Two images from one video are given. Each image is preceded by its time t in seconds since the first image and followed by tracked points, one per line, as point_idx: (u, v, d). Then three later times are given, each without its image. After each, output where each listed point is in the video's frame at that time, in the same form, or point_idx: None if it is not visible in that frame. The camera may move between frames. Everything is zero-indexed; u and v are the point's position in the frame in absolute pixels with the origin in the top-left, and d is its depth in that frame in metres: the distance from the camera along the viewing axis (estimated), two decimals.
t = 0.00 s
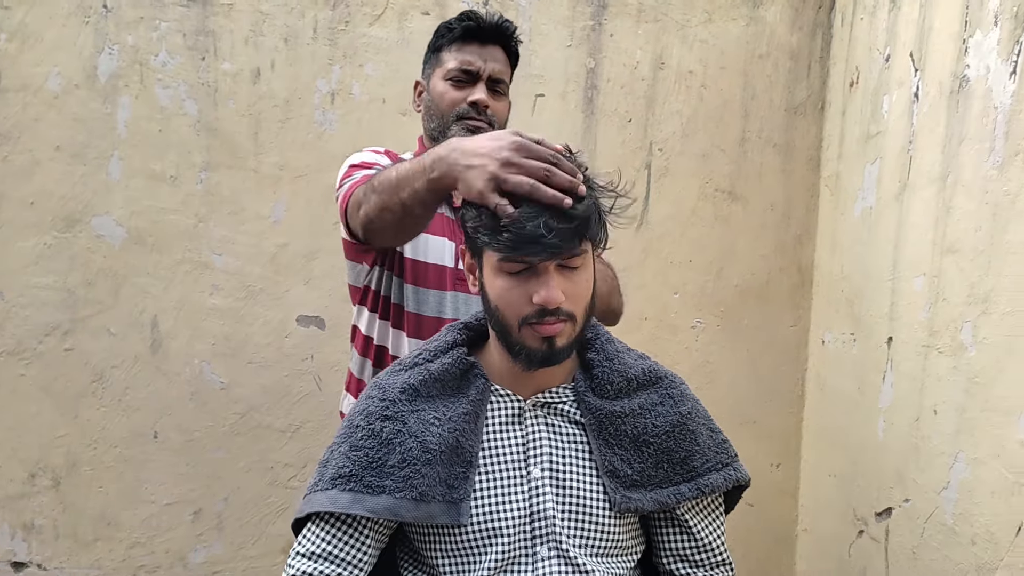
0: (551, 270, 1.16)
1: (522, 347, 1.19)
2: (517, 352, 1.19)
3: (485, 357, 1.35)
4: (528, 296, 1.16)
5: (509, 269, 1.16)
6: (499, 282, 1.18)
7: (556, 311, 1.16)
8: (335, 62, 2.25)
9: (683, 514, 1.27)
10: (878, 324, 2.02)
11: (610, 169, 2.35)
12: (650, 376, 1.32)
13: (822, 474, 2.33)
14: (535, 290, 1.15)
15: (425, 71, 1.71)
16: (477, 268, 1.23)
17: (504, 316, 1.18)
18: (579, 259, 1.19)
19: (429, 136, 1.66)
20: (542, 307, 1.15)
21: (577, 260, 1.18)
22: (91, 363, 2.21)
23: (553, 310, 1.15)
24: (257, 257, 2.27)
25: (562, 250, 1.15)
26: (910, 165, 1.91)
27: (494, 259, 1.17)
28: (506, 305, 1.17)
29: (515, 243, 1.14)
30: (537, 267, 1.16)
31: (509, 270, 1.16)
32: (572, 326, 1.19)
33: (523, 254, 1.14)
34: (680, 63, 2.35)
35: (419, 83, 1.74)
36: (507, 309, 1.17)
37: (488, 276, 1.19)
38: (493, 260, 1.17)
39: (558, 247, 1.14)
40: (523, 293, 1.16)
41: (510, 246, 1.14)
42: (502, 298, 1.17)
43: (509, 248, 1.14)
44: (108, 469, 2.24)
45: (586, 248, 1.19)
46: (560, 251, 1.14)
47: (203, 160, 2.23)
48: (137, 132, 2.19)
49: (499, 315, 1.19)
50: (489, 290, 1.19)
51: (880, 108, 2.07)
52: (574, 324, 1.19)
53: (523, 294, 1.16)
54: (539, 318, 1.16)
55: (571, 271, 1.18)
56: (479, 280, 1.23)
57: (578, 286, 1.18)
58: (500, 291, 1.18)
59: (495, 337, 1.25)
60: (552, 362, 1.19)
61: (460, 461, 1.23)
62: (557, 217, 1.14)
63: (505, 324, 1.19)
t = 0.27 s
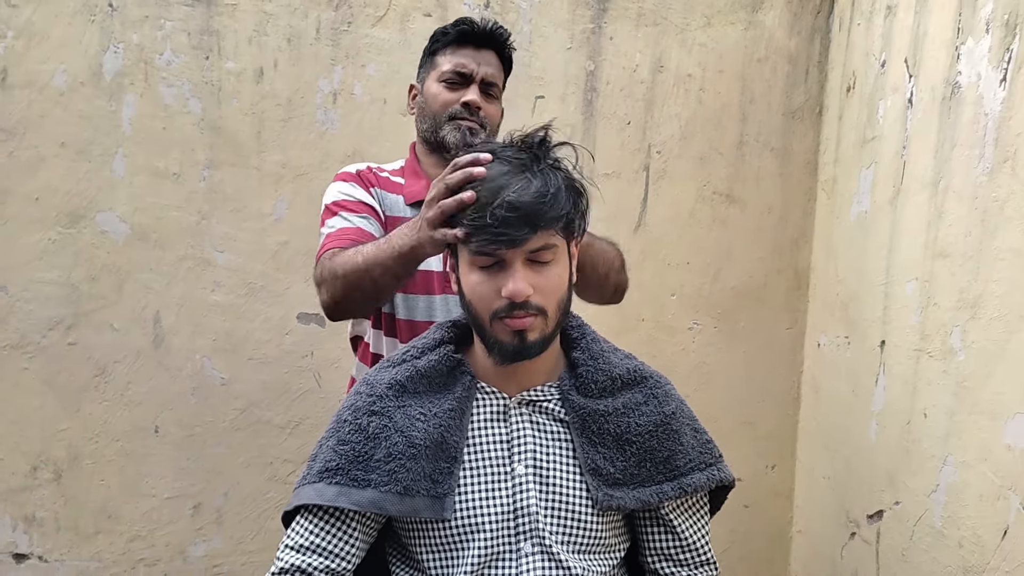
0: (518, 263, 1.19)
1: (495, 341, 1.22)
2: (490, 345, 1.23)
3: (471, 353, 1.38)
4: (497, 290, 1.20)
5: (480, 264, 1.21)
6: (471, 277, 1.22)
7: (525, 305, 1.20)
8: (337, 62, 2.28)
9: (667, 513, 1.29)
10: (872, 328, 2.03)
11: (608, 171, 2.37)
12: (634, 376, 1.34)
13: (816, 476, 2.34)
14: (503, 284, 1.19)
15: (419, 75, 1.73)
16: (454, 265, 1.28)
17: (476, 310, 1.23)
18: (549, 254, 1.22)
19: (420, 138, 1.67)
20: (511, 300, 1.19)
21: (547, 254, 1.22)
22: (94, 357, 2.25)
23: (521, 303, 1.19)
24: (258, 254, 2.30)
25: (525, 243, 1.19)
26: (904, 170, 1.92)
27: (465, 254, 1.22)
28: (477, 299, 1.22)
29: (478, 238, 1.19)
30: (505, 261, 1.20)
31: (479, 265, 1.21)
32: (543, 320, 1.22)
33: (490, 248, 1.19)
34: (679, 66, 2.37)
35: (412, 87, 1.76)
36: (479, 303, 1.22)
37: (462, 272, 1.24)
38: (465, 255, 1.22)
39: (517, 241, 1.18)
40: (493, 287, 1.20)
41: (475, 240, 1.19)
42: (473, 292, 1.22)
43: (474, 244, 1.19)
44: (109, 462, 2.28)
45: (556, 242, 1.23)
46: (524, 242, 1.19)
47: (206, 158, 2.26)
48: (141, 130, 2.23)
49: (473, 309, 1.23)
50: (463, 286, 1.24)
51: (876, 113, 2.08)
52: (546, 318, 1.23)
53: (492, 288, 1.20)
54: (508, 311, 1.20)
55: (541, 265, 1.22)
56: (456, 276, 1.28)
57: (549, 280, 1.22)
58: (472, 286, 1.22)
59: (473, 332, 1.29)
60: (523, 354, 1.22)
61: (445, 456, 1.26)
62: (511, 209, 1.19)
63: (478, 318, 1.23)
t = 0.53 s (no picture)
0: (518, 280, 1.21)
1: (495, 357, 1.24)
2: (491, 362, 1.25)
3: (470, 363, 1.39)
4: (497, 307, 1.22)
5: (480, 281, 1.23)
6: (471, 293, 1.24)
7: (526, 321, 1.21)
8: (338, 72, 2.30)
9: (666, 522, 1.30)
10: (869, 335, 2.04)
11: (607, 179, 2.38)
12: (633, 386, 1.36)
13: (814, 482, 2.35)
14: (504, 301, 1.21)
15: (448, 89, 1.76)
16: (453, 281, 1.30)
17: (477, 327, 1.24)
18: (548, 270, 1.24)
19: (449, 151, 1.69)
20: (511, 317, 1.21)
21: (546, 270, 1.24)
22: (97, 364, 2.26)
23: (522, 320, 1.21)
24: (261, 262, 2.31)
25: (524, 260, 1.21)
26: (900, 180, 1.94)
27: (465, 271, 1.24)
28: (478, 316, 1.24)
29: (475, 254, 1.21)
30: (505, 278, 1.21)
31: (479, 282, 1.23)
32: (543, 336, 1.24)
33: (489, 265, 1.21)
34: (678, 75, 2.39)
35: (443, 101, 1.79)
36: (480, 319, 1.24)
37: (462, 288, 1.26)
38: (464, 272, 1.24)
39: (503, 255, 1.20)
40: (493, 304, 1.22)
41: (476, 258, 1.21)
42: (473, 309, 1.24)
43: (473, 260, 1.21)
44: (112, 468, 2.29)
45: (555, 258, 1.25)
46: (523, 259, 1.20)
47: (209, 166, 2.27)
48: (144, 138, 2.24)
49: (473, 326, 1.25)
50: (463, 302, 1.26)
51: (872, 122, 2.10)
52: (546, 334, 1.25)
53: (492, 305, 1.22)
54: (509, 328, 1.22)
55: (541, 282, 1.23)
56: (455, 293, 1.29)
57: (548, 296, 1.24)
58: (472, 302, 1.24)
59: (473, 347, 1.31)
60: (524, 370, 1.25)
61: (445, 465, 1.27)
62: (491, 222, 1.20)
63: (478, 334, 1.25)
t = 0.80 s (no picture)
0: (531, 310, 1.23)
1: (507, 386, 1.26)
2: (503, 390, 1.27)
3: (479, 392, 1.40)
4: (510, 336, 1.23)
5: (492, 310, 1.24)
6: (484, 322, 1.26)
7: (538, 351, 1.23)
8: (343, 100, 2.33)
9: (675, 550, 1.31)
10: (871, 361, 2.06)
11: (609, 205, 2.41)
12: (641, 414, 1.36)
13: (818, 507, 2.35)
14: (516, 331, 1.23)
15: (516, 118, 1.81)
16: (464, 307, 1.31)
17: (490, 355, 1.26)
18: (561, 301, 1.26)
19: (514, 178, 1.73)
20: (524, 347, 1.23)
21: (558, 300, 1.25)
22: (101, 390, 2.26)
23: (534, 350, 1.23)
24: (265, 288, 2.32)
25: (537, 291, 1.22)
26: (900, 207, 1.96)
27: (477, 300, 1.25)
28: (490, 345, 1.25)
29: (487, 284, 1.22)
30: (518, 308, 1.23)
31: (492, 311, 1.24)
32: (554, 365, 1.26)
33: (502, 296, 1.22)
34: (678, 103, 2.43)
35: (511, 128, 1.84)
36: (492, 348, 1.25)
37: (474, 316, 1.27)
38: (477, 300, 1.25)
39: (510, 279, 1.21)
40: (506, 334, 1.24)
41: (489, 288, 1.22)
42: (486, 337, 1.25)
43: (487, 290, 1.23)
44: (115, 495, 2.29)
45: (567, 288, 1.26)
46: (537, 291, 1.22)
47: (214, 194, 2.29)
48: (150, 166, 2.26)
49: (485, 353, 1.27)
50: (475, 330, 1.27)
51: (871, 149, 2.13)
52: (557, 363, 1.27)
53: (505, 334, 1.24)
54: (521, 357, 1.23)
55: (553, 312, 1.25)
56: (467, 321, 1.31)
57: (560, 326, 1.26)
58: (485, 330, 1.26)
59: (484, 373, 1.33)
60: (535, 400, 1.26)
61: (454, 495, 1.28)
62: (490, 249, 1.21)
63: (490, 361, 1.27)
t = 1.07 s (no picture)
0: (519, 312, 1.24)
1: (494, 391, 1.26)
2: (490, 395, 1.26)
3: (465, 405, 1.40)
4: (498, 339, 1.24)
5: (480, 314, 1.25)
6: (472, 326, 1.26)
7: (525, 353, 1.23)
8: (333, 117, 2.34)
9: (659, 562, 1.31)
10: (858, 376, 2.07)
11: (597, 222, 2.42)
12: (626, 426, 1.37)
13: (806, 523, 2.35)
14: (504, 333, 1.23)
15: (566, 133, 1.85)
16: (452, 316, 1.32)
17: (477, 361, 1.26)
18: (547, 305, 1.27)
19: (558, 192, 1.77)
20: (512, 349, 1.23)
21: (545, 305, 1.26)
22: (87, 407, 2.25)
23: (522, 352, 1.23)
24: (254, 304, 2.32)
25: (525, 294, 1.23)
26: (884, 224, 1.98)
27: (465, 305, 1.26)
28: (478, 349, 1.25)
29: (473, 288, 1.23)
30: (505, 310, 1.24)
31: (479, 315, 1.25)
32: (541, 369, 1.26)
33: (490, 298, 1.23)
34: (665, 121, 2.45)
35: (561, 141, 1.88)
36: (479, 352, 1.25)
37: (462, 323, 1.27)
38: (465, 305, 1.26)
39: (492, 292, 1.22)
40: (494, 337, 1.24)
41: (478, 291, 1.23)
42: (474, 342, 1.25)
43: (476, 293, 1.23)
44: (100, 512, 2.27)
45: (554, 293, 1.28)
46: (525, 293, 1.23)
47: (203, 210, 2.29)
48: (139, 182, 2.26)
49: (473, 359, 1.26)
50: (463, 337, 1.27)
51: (857, 167, 2.15)
52: (544, 368, 1.27)
53: (493, 338, 1.24)
54: (509, 360, 1.23)
55: (540, 316, 1.26)
56: (454, 329, 1.31)
57: (547, 330, 1.26)
58: (472, 335, 1.26)
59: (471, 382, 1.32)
60: (523, 403, 1.26)
61: (440, 506, 1.27)
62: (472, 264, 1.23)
63: (477, 367, 1.26)
